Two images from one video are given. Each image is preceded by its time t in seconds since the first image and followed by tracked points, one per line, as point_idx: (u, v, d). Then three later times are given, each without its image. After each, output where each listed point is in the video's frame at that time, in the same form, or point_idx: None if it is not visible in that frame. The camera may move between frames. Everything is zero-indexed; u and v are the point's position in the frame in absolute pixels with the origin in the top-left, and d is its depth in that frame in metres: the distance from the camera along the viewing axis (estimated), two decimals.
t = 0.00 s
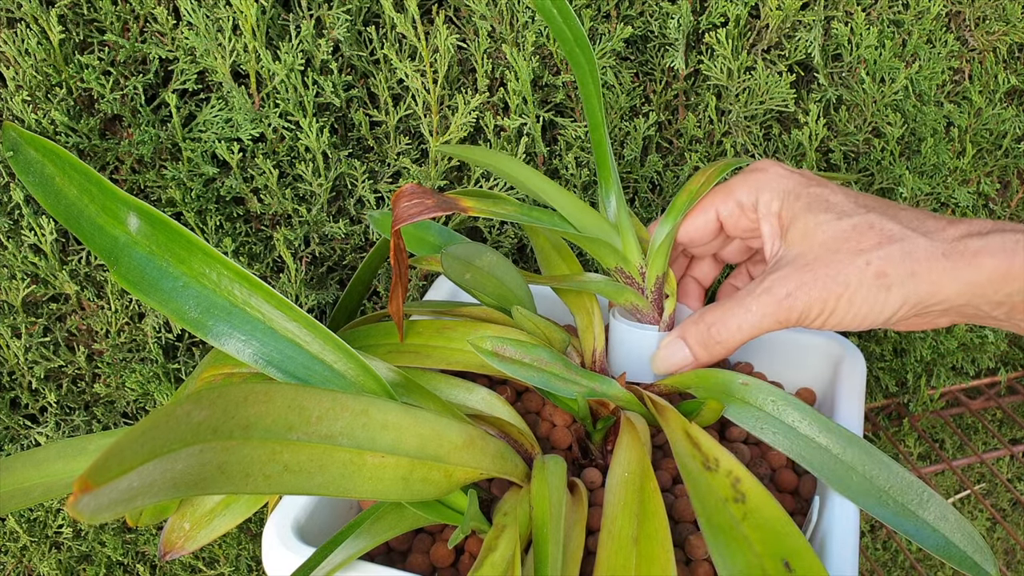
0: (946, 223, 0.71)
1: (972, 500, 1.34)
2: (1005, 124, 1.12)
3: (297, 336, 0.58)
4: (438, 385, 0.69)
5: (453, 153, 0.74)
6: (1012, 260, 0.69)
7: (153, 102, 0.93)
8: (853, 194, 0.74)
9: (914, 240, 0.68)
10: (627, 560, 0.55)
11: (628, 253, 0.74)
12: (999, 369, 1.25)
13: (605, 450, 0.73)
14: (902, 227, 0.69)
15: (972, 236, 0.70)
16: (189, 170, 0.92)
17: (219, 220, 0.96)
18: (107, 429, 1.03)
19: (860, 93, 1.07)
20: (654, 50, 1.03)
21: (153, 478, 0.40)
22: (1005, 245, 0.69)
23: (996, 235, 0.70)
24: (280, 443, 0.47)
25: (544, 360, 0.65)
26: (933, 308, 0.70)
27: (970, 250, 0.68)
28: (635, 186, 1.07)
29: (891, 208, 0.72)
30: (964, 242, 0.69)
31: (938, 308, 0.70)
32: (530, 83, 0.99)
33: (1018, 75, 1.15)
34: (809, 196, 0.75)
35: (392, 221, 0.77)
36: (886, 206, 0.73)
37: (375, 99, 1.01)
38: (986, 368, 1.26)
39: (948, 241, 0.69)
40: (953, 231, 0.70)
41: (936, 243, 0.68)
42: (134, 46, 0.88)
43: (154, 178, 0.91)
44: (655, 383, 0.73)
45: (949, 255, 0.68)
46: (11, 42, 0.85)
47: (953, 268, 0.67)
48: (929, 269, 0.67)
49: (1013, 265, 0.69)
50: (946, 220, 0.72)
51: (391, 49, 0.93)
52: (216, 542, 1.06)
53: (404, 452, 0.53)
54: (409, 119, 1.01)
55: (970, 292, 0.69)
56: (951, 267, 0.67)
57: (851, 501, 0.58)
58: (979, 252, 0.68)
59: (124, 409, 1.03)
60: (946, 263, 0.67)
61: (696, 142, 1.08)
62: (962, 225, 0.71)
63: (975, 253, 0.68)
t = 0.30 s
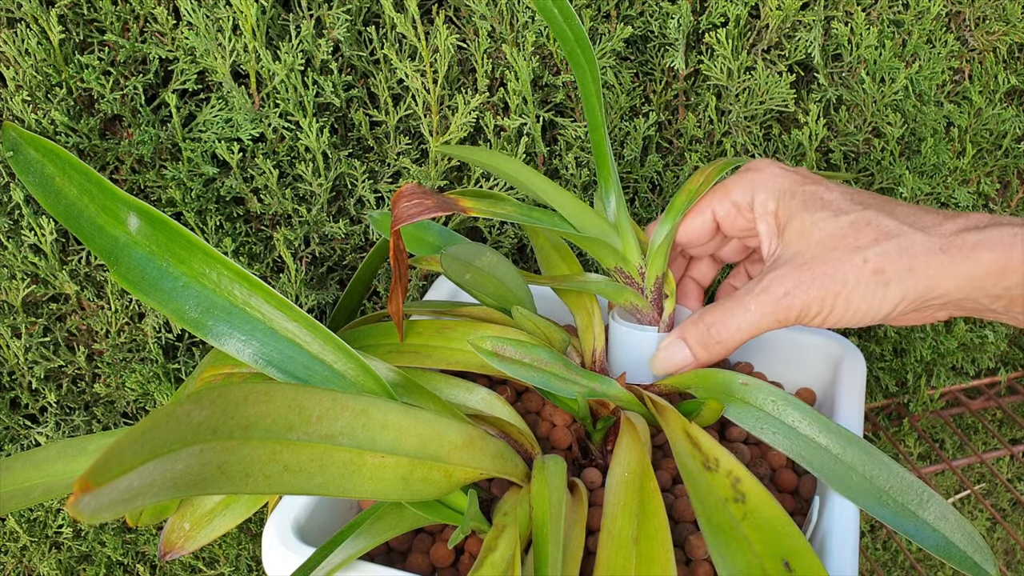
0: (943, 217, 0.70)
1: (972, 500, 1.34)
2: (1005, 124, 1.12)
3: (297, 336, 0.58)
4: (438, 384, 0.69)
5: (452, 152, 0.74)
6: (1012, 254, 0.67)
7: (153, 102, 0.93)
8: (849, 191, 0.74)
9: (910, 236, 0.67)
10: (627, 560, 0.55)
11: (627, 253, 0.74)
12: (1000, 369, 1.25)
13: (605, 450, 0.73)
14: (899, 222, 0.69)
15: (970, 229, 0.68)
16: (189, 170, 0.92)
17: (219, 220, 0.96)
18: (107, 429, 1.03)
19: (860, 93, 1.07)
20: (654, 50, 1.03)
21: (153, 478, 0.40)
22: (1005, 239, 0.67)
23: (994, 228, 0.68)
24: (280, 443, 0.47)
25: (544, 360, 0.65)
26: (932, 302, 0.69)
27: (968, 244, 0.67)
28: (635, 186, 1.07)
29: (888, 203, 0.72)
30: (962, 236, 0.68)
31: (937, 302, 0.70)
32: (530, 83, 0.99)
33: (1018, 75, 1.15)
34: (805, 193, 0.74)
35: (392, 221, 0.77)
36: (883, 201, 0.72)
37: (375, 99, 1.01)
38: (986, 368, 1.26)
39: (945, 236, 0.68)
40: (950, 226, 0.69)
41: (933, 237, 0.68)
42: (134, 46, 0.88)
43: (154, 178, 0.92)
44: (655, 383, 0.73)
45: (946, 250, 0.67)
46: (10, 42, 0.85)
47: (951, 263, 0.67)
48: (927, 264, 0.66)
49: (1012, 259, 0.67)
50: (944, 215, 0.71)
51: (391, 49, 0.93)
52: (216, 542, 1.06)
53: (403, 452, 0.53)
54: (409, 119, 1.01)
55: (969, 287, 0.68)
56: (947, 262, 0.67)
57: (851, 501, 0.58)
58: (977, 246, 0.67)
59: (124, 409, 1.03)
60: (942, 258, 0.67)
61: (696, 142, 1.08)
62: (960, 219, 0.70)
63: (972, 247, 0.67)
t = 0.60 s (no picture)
0: (932, 201, 0.69)
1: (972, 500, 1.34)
2: (1005, 124, 1.13)
3: (297, 335, 0.58)
4: (438, 385, 0.69)
5: (451, 148, 0.74)
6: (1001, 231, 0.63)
7: (153, 102, 0.93)
8: (840, 178, 0.74)
9: (902, 219, 0.67)
10: (627, 560, 0.55)
11: (626, 249, 0.74)
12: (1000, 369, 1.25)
13: (605, 450, 0.73)
14: (891, 206, 0.69)
15: (957, 211, 0.67)
16: (189, 170, 0.92)
17: (219, 220, 0.96)
18: (107, 429, 1.03)
19: (860, 93, 1.07)
20: (653, 50, 1.03)
21: (153, 477, 0.40)
22: (992, 218, 0.64)
23: (982, 208, 0.65)
24: (281, 443, 0.47)
25: (544, 360, 0.65)
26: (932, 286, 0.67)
27: (958, 225, 0.65)
28: (635, 186, 1.07)
29: (878, 189, 0.72)
30: (952, 218, 0.66)
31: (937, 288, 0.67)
32: (530, 83, 0.99)
33: (1018, 75, 1.15)
34: (797, 182, 0.75)
35: (392, 222, 0.76)
36: (873, 187, 0.72)
37: (375, 100, 1.01)
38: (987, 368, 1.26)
39: (935, 218, 0.66)
40: (939, 208, 0.68)
41: (922, 220, 0.66)
42: (134, 46, 0.88)
43: (154, 178, 0.92)
44: (655, 383, 0.73)
45: (936, 232, 0.65)
46: (11, 42, 0.85)
47: (942, 244, 0.64)
48: (919, 246, 0.64)
49: (1002, 236, 0.63)
50: (934, 199, 0.70)
51: (391, 49, 0.93)
52: (216, 542, 1.06)
53: (404, 451, 0.53)
54: (409, 119, 1.01)
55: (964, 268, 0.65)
56: (940, 242, 0.64)
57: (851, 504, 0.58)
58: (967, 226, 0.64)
59: (124, 409, 1.03)
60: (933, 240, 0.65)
61: (696, 142, 1.08)
62: (947, 202, 0.68)
63: (962, 227, 0.65)
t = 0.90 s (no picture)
0: (933, 196, 0.70)
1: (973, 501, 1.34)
2: (1005, 124, 1.12)
3: (297, 336, 0.58)
4: (438, 385, 0.69)
5: (451, 148, 0.74)
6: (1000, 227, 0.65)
7: (153, 102, 0.93)
8: (841, 174, 0.74)
9: (903, 215, 0.67)
10: (627, 561, 0.55)
11: (626, 249, 0.74)
12: (1001, 369, 1.25)
13: (604, 450, 0.73)
14: (892, 202, 0.69)
15: (959, 207, 0.68)
16: (189, 170, 0.92)
17: (219, 220, 0.96)
18: (107, 429, 1.03)
19: (860, 93, 1.07)
20: (653, 51, 1.03)
21: (154, 479, 0.40)
22: (992, 214, 0.66)
23: (983, 204, 0.67)
24: (281, 443, 0.47)
25: (545, 352, 0.65)
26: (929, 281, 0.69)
27: (959, 222, 0.67)
28: (635, 186, 1.07)
29: (879, 184, 0.72)
30: (953, 213, 0.67)
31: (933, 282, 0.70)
32: (530, 83, 0.99)
33: (1018, 75, 1.15)
34: (798, 179, 0.74)
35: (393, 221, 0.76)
36: (873, 182, 0.72)
37: (375, 99, 1.01)
38: (988, 368, 1.26)
39: (936, 214, 0.68)
40: (941, 204, 0.68)
41: (923, 216, 0.67)
42: (134, 46, 0.88)
43: (154, 178, 0.92)
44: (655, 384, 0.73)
45: (937, 229, 0.66)
46: (11, 42, 0.85)
47: (943, 240, 0.66)
48: (920, 243, 0.66)
49: (1001, 232, 0.65)
50: (934, 194, 0.70)
51: (391, 49, 0.93)
52: (216, 542, 1.06)
53: (404, 452, 0.53)
54: (409, 119, 1.01)
55: (961, 263, 0.67)
56: (939, 239, 0.66)
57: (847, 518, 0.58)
58: (968, 223, 0.66)
59: (124, 409, 1.03)
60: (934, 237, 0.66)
61: (696, 142, 1.08)
62: (949, 197, 0.69)
63: (963, 224, 0.66)
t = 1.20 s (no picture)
0: (932, 196, 0.70)
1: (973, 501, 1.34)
2: (1005, 123, 1.12)
3: (297, 335, 0.58)
4: (438, 385, 0.69)
5: (450, 149, 0.73)
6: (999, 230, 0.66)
7: (153, 102, 0.93)
8: (840, 175, 0.74)
9: (902, 216, 0.67)
10: (627, 560, 0.54)
11: (626, 250, 0.74)
12: (1001, 369, 1.25)
13: (605, 450, 0.73)
14: (890, 203, 0.69)
15: (957, 208, 0.68)
16: (189, 170, 0.92)
17: (219, 220, 0.96)
18: (107, 429, 1.03)
19: (860, 93, 1.07)
20: (653, 51, 1.03)
21: (153, 478, 0.40)
22: (991, 214, 0.66)
23: (982, 205, 0.67)
24: (280, 443, 0.47)
25: (545, 352, 0.65)
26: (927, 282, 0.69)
27: (957, 223, 0.67)
28: (635, 186, 1.07)
29: (877, 184, 0.72)
30: (952, 214, 0.67)
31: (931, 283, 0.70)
32: (530, 83, 0.99)
33: (1018, 75, 1.15)
34: (797, 181, 0.74)
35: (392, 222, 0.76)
36: (871, 183, 0.72)
37: (375, 100, 1.01)
38: (988, 368, 1.26)
39: (935, 215, 0.68)
40: (940, 205, 0.68)
41: (921, 217, 0.67)
42: (134, 46, 0.88)
43: (154, 178, 0.92)
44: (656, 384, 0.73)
45: (935, 229, 0.67)
46: (11, 42, 0.85)
47: (942, 241, 0.66)
48: (919, 244, 0.66)
49: (1000, 233, 0.66)
50: (933, 194, 0.70)
51: (391, 49, 0.93)
52: (216, 542, 1.06)
53: (404, 452, 0.53)
54: (409, 119, 1.01)
55: (960, 264, 0.67)
56: (938, 240, 0.66)
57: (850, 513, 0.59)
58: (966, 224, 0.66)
59: (124, 409, 1.03)
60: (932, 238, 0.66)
61: (696, 142, 1.08)
62: (948, 198, 0.69)
63: (961, 224, 0.67)
